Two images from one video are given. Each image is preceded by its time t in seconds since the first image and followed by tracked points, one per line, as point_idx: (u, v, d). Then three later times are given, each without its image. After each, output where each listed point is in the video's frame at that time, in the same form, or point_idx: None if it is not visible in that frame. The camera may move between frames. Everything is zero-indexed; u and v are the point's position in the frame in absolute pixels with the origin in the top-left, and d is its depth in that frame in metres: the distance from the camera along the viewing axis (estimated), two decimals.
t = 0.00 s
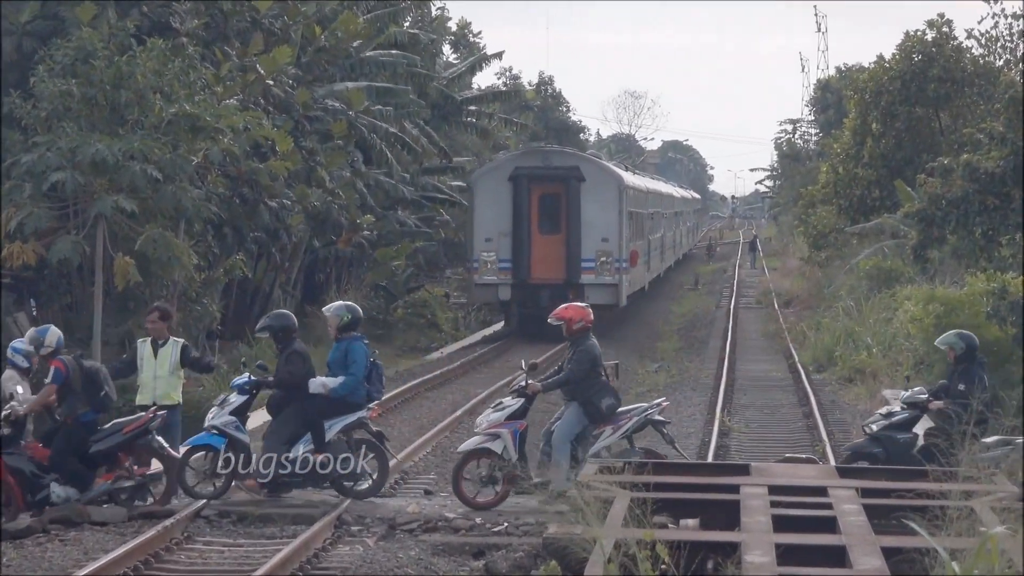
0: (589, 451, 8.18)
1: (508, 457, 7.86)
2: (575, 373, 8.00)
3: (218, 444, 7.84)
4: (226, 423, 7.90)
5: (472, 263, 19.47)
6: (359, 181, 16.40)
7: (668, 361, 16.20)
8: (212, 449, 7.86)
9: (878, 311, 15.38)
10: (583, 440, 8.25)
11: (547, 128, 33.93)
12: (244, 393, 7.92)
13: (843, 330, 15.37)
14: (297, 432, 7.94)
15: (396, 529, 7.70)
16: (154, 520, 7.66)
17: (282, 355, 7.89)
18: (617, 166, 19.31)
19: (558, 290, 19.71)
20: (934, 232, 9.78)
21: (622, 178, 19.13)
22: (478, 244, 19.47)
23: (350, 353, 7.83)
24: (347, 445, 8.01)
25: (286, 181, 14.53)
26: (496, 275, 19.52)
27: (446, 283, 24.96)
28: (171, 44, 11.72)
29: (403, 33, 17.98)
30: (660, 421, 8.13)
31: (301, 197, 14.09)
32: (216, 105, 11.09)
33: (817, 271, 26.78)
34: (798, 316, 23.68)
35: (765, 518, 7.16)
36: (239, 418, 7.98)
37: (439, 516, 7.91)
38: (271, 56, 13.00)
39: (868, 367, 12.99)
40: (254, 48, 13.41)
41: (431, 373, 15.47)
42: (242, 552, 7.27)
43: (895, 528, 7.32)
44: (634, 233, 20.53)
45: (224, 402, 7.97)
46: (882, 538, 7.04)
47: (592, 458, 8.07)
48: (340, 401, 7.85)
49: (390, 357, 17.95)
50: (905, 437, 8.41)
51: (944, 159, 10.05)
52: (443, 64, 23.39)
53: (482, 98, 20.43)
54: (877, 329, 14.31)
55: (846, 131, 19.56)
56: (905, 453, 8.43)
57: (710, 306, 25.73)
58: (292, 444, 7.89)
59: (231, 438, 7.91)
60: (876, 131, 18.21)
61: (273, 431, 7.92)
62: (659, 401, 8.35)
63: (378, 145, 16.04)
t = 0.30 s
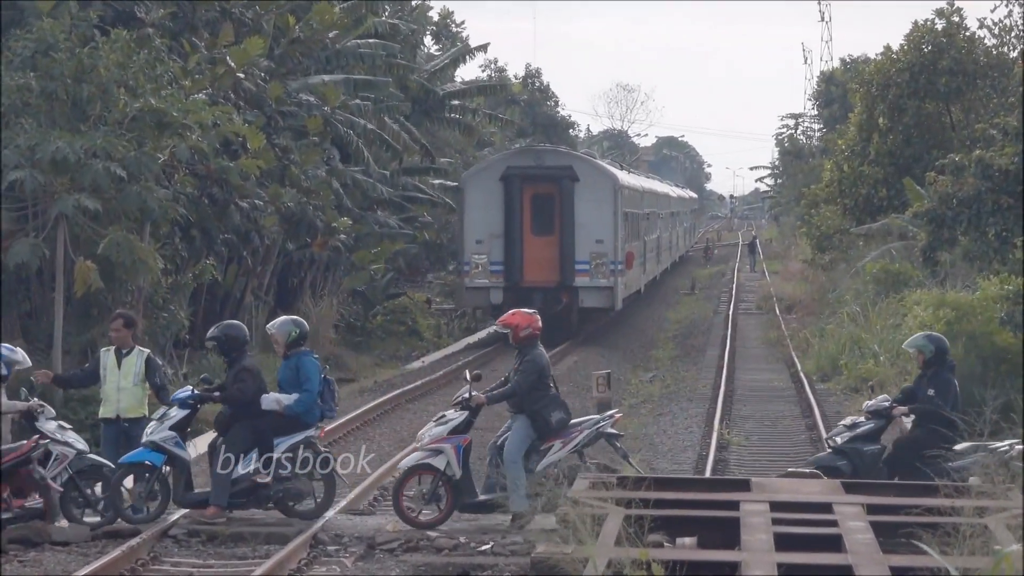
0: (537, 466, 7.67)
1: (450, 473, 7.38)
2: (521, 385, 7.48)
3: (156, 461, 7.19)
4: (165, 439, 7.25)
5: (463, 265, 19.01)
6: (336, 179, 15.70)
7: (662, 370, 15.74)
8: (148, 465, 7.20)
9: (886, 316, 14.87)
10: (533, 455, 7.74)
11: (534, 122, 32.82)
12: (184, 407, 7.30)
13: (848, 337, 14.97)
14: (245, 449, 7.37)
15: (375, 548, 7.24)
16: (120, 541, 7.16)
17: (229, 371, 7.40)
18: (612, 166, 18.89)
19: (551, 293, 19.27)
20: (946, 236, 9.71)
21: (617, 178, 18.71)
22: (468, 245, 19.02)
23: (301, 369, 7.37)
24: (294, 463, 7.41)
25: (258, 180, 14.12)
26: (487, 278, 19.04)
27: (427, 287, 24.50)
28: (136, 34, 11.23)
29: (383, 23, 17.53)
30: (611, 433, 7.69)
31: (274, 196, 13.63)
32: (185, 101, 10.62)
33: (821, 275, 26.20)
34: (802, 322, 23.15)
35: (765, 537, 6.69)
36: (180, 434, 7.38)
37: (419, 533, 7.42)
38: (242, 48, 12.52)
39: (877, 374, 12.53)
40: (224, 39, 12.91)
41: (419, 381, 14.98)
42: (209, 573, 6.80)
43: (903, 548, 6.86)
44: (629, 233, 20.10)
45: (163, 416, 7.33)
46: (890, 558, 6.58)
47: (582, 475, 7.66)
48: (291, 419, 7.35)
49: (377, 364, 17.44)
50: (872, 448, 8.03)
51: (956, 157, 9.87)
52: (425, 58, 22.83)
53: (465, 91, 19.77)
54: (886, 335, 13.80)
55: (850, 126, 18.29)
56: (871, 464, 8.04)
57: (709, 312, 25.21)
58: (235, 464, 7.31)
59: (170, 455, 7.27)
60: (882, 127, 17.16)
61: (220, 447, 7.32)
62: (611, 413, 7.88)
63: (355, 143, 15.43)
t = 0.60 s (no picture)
0: (490, 480, 7.07)
1: (405, 487, 6.96)
2: (473, 395, 6.92)
3: (96, 480, 6.78)
4: (103, 456, 6.84)
5: (455, 267, 18.68)
6: (316, 177, 15.11)
7: (657, 379, 15.38)
8: (88, 487, 6.79)
9: (895, 322, 14.54)
10: (486, 468, 7.12)
11: (523, 119, 32.15)
12: (121, 423, 6.81)
13: (853, 343, 14.65)
14: (187, 460, 6.98)
15: (357, 565, 6.78)
16: (88, 558, 6.68)
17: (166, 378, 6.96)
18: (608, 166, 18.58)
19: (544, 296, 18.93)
20: (956, 232, 9.25)
21: (613, 178, 18.40)
22: (461, 247, 18.68)
23: (248, 373, 6.97)
24: (242, 475, 7.08)
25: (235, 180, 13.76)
26: (481, 280, 18.73)
27: (409, 293, 24.18)
28: (106, 28, 10.85)
29: (366, 15, 17.18)
30: (569, 445, 7.15)
31: (250, 197, 13.31)
32: (156, 98, 10.25)
33: (823, 279, 25.79)
34: (805, 328, 22.69)
35: (766, 551, 6.35)
36: (118, 450, 6.92)
37: (405, 553, 6.98)
38: (218, 42, 12.13)
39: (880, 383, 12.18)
40: (197, 31, 12.58)
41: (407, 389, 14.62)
42: None
43: (911, 565, 6.51)
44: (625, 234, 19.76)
45: (99, 432, 6.90)
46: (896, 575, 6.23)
47: (575, 490, 7.35)
48: (235, 427, 6.97)
49: (362, 370, 17.06)
50: (838, 459, 7.71)
51: (965, 156, 9.67)
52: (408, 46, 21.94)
53: (451, 86, 19.29)
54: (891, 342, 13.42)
55: (856, 121, 17.78)
56: (836, 476, 7.72)
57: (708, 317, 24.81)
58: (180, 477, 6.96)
59: (110, 473, 6.86)
60: (889, 124, 16.62)
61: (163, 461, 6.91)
62: (571, 424, 7.32)
63: (338, 141, 15.11)
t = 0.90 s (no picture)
0: (431, 497, 6.54)
1: (340, 504, 6.54)
2: (410, 403, 6.42)
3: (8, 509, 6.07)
4: (13, 482, 6.17)
5: (446, 270, 18.35)
6: (290, 175, 14.87)
7: (651, 389, 14.93)
8: None
9: (903, 329, 14.13)
10: (426, 484, 6.56)
11: (511, 114, 31.76)
12: (30, 445, 6.35)
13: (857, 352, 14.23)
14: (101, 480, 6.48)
15: None
16: None
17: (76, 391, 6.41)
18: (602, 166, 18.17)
19: (536, 300, 18.51)
20: (966, 233, 9.29)
21: (608, 179, 18.00)
22: (451, 250, 18.33)
23: (168, 386, 6.51)
24: (159, 493, 6.67)
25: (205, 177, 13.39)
26: (471, 283, 18.38)
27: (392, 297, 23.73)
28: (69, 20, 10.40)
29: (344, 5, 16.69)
30: (517, 460, 6.50)
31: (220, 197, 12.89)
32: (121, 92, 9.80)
33: (826, 283, 25.32)
34: (806, 335, 22.21)
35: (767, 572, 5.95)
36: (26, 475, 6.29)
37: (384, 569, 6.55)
38: (186, 32, 11.70)
39: (890, 395, 11.82)
40: (163, 20, 12.09)
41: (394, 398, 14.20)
42: None
43: None
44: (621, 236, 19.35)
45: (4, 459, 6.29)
46: None
47: (565, 507, 7.00)
48: (151, 443, 6.48)
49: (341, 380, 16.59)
50: (793, 471, 7.42)
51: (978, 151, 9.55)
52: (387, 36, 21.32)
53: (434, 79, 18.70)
54: (899, 351, 13.02)
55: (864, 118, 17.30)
56: (793, 488, 7.44)
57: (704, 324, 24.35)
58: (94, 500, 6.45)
59: (21, 499, 6.16)
60: (897, 118, 16.13)
61: (71, 480, 6.29)
62: (521, 438, 6.68)
63: (318, 138, 14.68)
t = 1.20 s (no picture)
0: (373, 509, 6.31)
1: (276, 514, 6.27)
2: (355, 413, 6.19)
3: None
4: None
5: (436, 271, 17.98)
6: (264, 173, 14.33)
7: (645, 399, 14.60)
8: None
9: (911, 335, 13.80)
10: (368, 494, 6.33)
11: (497, 107, 31.51)
12: None
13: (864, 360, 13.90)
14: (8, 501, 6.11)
15: None
16: None
17: None
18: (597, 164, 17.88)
19: (528, 303, 18.16)
20: (979, 234, 9.55)
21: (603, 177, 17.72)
22: (442, 250, 17.98)
23: (77, 396, 6.17)
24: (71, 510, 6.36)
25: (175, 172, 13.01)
26: (463, 285, 18.02)
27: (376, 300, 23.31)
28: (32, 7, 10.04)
29: None
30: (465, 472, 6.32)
31: (190, 196, 12.53)
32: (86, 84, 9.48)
33: (828, 286, 24.96)
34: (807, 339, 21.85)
35: None
36: None
37: None
38: (155, 22, 11.37)
39: (897, 404, 11.52)
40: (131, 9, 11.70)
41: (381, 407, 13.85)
42: None
43: None
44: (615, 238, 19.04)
45: None
46: None
47: (554, 523, 6.71)
48: (61, 458, 6.17)
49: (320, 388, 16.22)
50: (745, 483, 7.03)
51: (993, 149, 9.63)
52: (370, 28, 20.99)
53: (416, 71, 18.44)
54: (908, 359, 12.69)
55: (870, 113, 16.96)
56: (745, 501, 7.07)
57: (702, 330, 23.98)
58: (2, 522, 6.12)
59: None
60: (906, 112, 15.80)
61: None
62: (470, 451, 6.50)
63: (296, 134, 14.35)
